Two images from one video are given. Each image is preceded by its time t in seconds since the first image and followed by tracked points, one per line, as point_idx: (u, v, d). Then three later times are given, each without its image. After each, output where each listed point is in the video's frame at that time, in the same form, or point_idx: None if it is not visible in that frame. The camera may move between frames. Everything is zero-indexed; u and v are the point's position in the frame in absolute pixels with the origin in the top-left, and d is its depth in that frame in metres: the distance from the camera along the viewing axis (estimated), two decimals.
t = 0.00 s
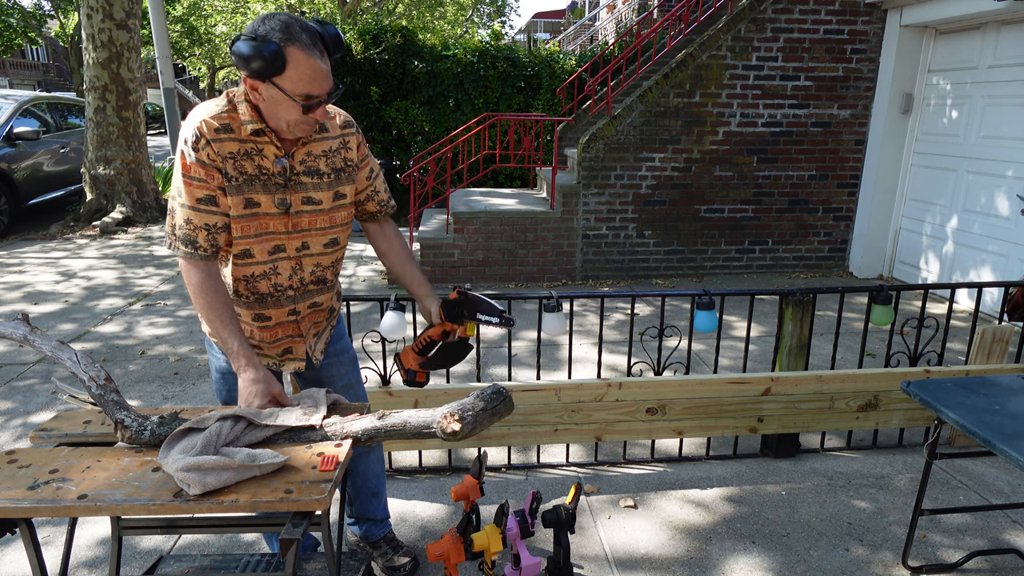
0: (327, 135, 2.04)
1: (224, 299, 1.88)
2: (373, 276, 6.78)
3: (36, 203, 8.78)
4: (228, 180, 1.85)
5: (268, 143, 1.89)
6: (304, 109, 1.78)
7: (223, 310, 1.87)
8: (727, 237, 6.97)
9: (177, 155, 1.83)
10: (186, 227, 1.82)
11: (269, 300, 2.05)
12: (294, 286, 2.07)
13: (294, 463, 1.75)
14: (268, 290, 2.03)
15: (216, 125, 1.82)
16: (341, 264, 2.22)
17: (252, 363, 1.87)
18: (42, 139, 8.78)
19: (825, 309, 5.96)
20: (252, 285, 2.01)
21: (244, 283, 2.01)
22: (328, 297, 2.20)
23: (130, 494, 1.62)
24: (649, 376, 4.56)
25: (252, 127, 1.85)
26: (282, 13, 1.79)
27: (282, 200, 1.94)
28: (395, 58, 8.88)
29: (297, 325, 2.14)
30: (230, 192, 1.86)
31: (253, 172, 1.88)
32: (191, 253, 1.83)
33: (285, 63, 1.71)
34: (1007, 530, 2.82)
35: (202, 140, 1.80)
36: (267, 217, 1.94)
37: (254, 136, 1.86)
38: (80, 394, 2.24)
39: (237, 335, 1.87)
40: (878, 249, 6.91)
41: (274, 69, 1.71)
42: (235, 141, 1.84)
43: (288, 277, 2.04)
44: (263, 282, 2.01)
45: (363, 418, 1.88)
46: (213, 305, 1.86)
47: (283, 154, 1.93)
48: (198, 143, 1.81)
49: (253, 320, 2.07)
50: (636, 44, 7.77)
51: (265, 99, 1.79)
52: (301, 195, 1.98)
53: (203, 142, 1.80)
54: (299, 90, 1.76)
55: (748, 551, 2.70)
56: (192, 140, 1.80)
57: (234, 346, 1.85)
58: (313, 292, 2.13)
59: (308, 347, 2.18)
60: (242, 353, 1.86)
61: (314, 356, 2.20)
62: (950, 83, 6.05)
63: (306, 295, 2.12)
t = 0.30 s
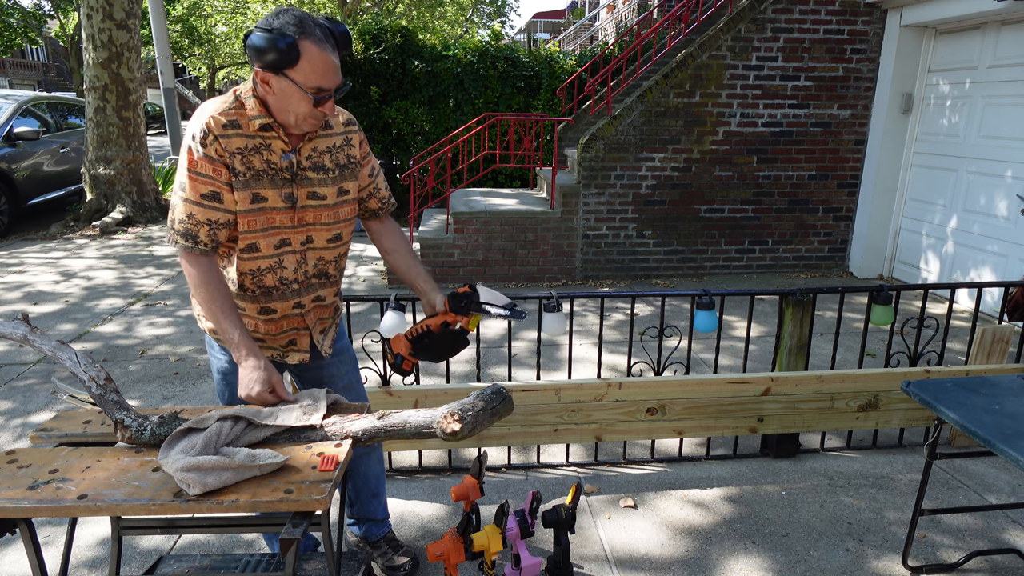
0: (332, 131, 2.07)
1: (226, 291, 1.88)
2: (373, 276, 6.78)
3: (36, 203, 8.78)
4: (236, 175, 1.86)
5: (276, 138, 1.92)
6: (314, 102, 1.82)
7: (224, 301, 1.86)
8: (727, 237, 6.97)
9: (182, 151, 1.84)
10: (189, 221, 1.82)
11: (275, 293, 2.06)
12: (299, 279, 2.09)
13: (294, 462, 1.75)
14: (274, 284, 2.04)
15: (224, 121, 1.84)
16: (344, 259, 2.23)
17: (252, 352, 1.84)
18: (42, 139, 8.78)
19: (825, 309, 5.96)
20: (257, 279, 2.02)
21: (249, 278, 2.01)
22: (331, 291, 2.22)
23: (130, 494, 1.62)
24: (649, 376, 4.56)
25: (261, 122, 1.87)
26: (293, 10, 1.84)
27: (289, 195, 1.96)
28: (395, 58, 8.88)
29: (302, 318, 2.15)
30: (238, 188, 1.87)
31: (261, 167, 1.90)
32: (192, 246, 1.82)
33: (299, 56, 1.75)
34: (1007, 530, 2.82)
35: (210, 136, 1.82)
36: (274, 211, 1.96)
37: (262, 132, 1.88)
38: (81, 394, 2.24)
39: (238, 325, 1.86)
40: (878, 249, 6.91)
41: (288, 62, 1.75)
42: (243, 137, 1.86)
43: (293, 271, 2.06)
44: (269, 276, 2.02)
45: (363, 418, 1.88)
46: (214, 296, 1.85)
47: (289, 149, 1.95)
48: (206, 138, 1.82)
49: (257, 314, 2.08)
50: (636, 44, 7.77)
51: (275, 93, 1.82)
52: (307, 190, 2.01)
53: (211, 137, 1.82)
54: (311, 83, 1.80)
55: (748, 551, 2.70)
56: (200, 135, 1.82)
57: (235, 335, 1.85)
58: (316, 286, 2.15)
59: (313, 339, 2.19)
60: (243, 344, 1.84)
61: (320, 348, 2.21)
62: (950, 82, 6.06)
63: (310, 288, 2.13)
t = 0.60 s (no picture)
0: (337, 129, 2.08)
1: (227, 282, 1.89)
2: (373, 276, 6.78)
3: (36, 203, 8.78)
4: (240, 169, 1.87)
5: (281, 132, 1.93)
6: (317, 93, 1.83)
7: (224, 291, 1.87)
8: (727, 237, 6.97)
9: (187, 144, 1.84)
10: (189, 213, 1.82)
11: (277, 288, 2.06)
12: (300, 275, 2.09)
13: (295, 462, 1.75)
14: (276, 279, 2.04)
15: (230, 115, 1.85)
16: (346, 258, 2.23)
17: (252, 342, 1.83)
18: (42, 139, 8.78)
19: (825, 309, 5.96)
20: (260, 273, 2.01)
21: (252, 272, 2.01)
22: (331, 288, 2.22)
23: (130, 494, 1.62)
24: (649, 376, 4.56)
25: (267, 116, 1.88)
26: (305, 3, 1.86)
27: (293, 190, 1.97)
28: (395, 58, 8.88)
29: (303, 314, 2.15)
30: (242, 181, 1.88)
31: (266, 161, 1.91)
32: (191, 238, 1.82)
33: (306, 46, 1.76)
34: (1007, 530, 2.82)
35: (216, 129, 1.83)
36: (277, 205, 1.96)
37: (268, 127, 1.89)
38: (81, 394, 2.24)
39: (237, 316, 1.86)
40: (878, 249, 6.91)
41: (294, 50, 1.76)
42: (248, 131, 1.87)
43: (295, 266, 2.06)
44: (271, 271, 2.02)
45: (363, 417, 1.88)
46: (216, 286, 1.86)
47: (295, 145, 1.96)
48: (212, 132, 1.83)
49: (259, 309, 2.08)
50: (636, 44, 7.77)
51: (281, 83, 1.83)
52: (311, 186, 2.01)
53: (217, 131, 1.83)
54: (316, 73, 1.80)
55: (748, 551, 2.70)
56: (206, 128, 1.83)
57: (235, 326, 1.84)
58: (316, 281, 2.15)
59: (314, 336, 2.20)
60: (243, 334, 1.84)
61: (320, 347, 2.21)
62: (950, 82, 6.06)
63: (310, 284, 2.14)
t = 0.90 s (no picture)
0: (347, 130, 2.09)
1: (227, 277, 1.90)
2: (373, 276, 6.78)
3: (36, 203, 8.78)
4: (250, 164, 1.88)
5: (292, 129, 1.95)
6: (331, 88, 1.86)
7: (225, 286, 1.88)
8: (727, 237, 6.97)
9: (197, 137, 1.86)
10: (195, 204, 1.83)
11: (282, 284, 2.06)
12: (306, 272, 2.09)
13: (294, 462, 1.75)
14: (281, 275, 2.04)
15: (243, 110, 1.87)
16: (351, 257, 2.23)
17: (247, 338, 1.84)
18: (42, 139, 8.79)
19: (825, 309, 5.96)
20: (266, 269, 2.02)
21: (259, 268, 2.01)
22: (335, 287, 2.22)
23: (130, 494, 1.62)
24: (649, 376, 4.57)
25: (280, 112, 1.90)
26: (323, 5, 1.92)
27: (302, 187, 1.98)
28: (395, 58, 8.87)
29: (307, 312, 2.15)
30: (251, 176, 1.89)
31: (276, 157, 1.92)
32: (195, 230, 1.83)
33: (323, 42, 1.81)
34: (1007, 530, 2.82)
35: (228, 124, 1.85)
36: (285, 202, 1.97)
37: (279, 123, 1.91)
38: (81, 394, 2.24)
39: (235, 312, 1.87)
40: (878, 249, 6.91)
41: (311, 46, 1.80)
42: (260, 127, 1.89)
43: (301, 263, 2.06)
44: (277, 267, 2.02)
45: (363, 417, 1.88)
46: (217, 281, 1.87)
47: (305, 143, 1.98)
48: (223, 126, 1.85)
49: (264, 306, 2.07)
50: (636, 44, 7.76)
51: (295, 79, 1.86)
52: (320, 184, 2.02)
53: (228, 125, 1.85)
54: (331, 68, 1.84)
55: (748, 551, 2.70)
56: (218, 122, 1.85)
57: (230, 322, 1.85)
58: (320, 280, 2.15)
59: (316, 334, 2.19)
60: (240, 330, 1.84)
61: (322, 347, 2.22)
62: (950, 83, 6.06)
63: (315, 282, 2.14)
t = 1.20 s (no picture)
0: (360, 132, 2.12)
1: (237, 276, 1.91)
2: (373, 276, 6.78)
3: (36, 203, 8.78)
4: (267, 161, 1.90)
5: (308, 129, 1.96)
6: (354, 90, 1.88)
7: (234, 285, 1.89)
8: (727, 237, 6.97)
9: (214, 133, 1.87)
10: (210, 199, 1.84)
11: (293, 281, 2.07)
12: (317, 270, 2.10)
13: (295, 463, 1.75)
14: (293, 272, 2.05)
15: (261, 108, 1.89)
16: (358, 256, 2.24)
17: (252, 339, 1.87)
18: (42, 139, 8.79)
19: (825, 309, 5.96)
20: (278, 265, 2.03)
21: (270, 264, 2.02)
22: (343, 286, 2.23)
23: (129, 494, 1.62)
24: (649, 376, 4.57)
25: (297, 112, 1.92)
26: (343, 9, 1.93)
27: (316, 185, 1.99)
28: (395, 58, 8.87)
29: (316, 309, 2.15)
30: (267, 173, 1.91)
31: (292, 156, 1.94)
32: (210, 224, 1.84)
33: (347, 45, 1.82)
34: (1007, 530, 2.82)
35: (246, 121, 1.87)
36: (299, 200, 1.98)
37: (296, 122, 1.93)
38: (81, 394, 2.24)
39: (240, 312, 1.88)
40: (878, 249, 6.90)
41: (336, 50, 1.82)
42: (278, 125, 1.91)
43: (312, 261, 2.07)
44: (289, 264, 2.03)
45: (363, 417, 1.88)
46: (226, 280, 1.88)
47: (321, 142, 2.00)
48: (242, 122, 1.87)
49: (273, 302, 2.08)
50: (636, 44, 7.76)
51: (317, 81, 1.88)
52: (333, 183, 2.04)
53: (247, 122, 1.87)
54: (355, 71, 1.86)
55: (748, 551, 2.70)
56: (235, 119, 1.86)
57: (235, 323, 1.87)
58: (329, 278, 2.16)
59: (324, 333, 2.19)
60: (244, 330, 1.87)
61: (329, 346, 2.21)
62: (950, 82, 6.06)
63: (324, 280, 2.14)
